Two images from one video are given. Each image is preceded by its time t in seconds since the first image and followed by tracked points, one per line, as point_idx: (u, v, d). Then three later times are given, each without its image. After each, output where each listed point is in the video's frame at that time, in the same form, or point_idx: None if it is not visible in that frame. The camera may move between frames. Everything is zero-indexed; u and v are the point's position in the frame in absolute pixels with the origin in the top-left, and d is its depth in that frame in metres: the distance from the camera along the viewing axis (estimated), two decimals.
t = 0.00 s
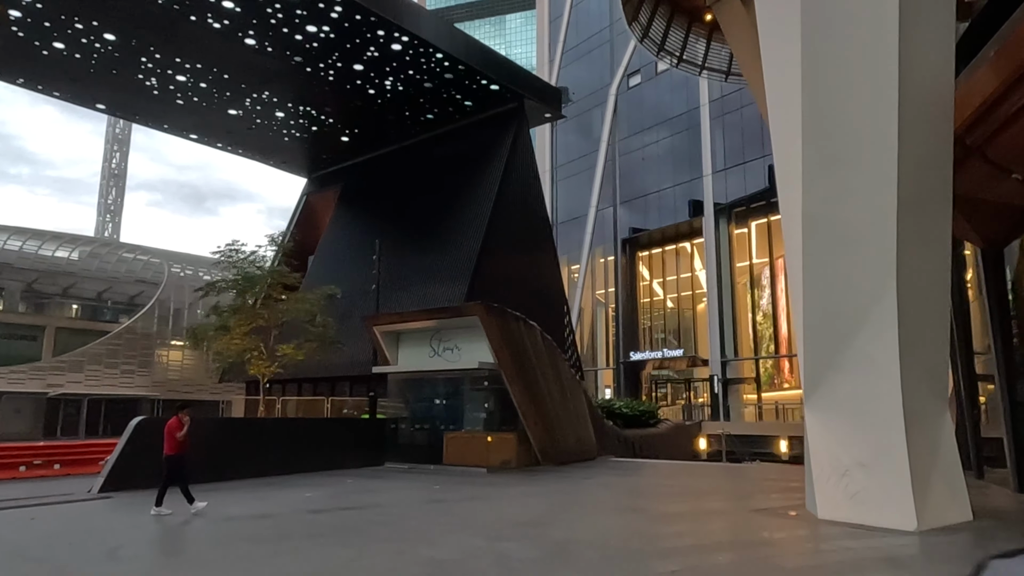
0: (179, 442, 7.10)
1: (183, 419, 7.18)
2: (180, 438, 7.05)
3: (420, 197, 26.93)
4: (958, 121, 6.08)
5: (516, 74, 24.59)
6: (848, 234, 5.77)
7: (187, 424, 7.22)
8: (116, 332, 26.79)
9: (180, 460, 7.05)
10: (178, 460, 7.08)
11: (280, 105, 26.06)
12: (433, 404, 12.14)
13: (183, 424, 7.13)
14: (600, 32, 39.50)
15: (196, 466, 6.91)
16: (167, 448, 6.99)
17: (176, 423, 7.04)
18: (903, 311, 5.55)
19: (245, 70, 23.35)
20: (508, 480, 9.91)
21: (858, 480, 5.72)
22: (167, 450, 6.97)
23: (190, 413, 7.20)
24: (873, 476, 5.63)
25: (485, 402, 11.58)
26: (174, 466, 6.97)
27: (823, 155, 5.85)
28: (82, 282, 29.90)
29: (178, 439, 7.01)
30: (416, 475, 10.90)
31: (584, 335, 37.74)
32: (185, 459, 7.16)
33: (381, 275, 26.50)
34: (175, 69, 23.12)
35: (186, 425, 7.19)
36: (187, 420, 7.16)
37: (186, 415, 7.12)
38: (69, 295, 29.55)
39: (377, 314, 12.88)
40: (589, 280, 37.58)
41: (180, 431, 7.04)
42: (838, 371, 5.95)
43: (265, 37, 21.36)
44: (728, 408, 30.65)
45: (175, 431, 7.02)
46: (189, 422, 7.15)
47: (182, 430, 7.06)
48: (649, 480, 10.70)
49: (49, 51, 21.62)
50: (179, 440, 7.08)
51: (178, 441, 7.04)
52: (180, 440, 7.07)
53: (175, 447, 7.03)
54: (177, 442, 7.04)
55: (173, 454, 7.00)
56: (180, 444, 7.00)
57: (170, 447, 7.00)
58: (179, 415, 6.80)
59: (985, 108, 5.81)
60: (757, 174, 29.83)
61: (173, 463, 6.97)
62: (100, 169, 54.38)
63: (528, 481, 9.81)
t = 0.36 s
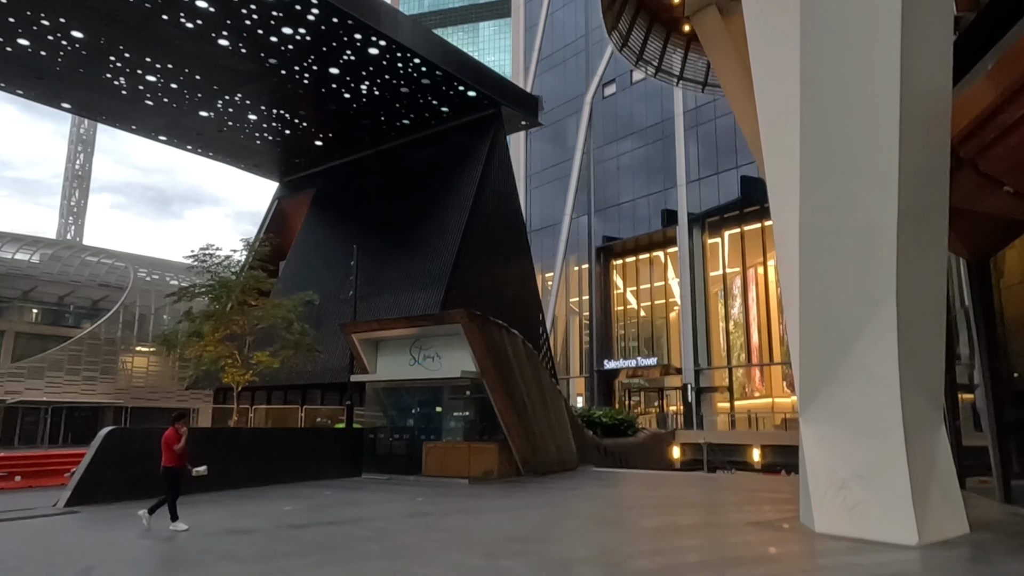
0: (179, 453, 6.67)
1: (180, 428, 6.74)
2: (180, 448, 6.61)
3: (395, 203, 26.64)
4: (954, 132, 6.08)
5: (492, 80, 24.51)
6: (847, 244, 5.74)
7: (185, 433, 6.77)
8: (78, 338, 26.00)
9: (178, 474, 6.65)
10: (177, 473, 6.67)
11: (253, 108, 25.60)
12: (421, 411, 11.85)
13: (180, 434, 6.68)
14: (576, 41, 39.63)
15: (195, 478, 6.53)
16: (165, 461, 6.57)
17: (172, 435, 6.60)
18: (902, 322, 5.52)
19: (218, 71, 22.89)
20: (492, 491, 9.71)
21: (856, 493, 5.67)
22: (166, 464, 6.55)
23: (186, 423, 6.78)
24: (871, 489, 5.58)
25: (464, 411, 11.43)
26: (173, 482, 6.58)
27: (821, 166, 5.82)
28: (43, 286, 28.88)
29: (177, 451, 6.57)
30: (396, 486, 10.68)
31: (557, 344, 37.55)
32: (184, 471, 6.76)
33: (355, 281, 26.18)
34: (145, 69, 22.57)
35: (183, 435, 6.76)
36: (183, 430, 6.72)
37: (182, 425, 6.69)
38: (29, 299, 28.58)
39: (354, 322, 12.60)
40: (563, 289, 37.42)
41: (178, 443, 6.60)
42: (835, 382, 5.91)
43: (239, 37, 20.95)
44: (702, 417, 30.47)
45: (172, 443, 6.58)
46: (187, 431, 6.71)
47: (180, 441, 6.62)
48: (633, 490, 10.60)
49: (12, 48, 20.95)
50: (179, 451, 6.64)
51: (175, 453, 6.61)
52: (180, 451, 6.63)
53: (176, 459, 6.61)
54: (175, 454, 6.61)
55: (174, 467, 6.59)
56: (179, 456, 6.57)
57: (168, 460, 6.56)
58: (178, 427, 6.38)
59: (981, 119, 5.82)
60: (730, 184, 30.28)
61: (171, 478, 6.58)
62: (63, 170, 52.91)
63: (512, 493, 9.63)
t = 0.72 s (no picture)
0: (175, 464, 6.37)
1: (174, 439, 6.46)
2: (173, 457, 6.31)
3: (369, 209, 26.34)
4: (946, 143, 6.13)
5: (469, 87, 24.41)
6: (843, 254, 5.74)
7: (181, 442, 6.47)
8: (37, 343, 25.33)
9: (173, 484, 6.33)
10: (171, 484, 6.35)
11: (224, 110, 25.12)
12: (398, 421, 11.61)
13: (174, 443, 6.39)
14: (550, 51, 39.76)
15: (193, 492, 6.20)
16: (156, 472, 6.27)
17: (165, 443, 6.33)
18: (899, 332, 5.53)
19: (189, 72, 22.41)
20: (474, 502, 9.54)
21: (852, 503, 5.66)
22: (159, 475, 6.26)
23: (180, 433, 6.48)
24: (868, 499, 5.58)
25: (443, 419, 11.23)
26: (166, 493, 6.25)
27: (817, 174, 5.80)
28: None
29: (170, 460, 6.28)
30: (374, 497, 10.44)
31: (529, 353, 37.65)
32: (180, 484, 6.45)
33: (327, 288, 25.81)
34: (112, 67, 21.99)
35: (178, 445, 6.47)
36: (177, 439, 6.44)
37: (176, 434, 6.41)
38: None
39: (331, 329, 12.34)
40: (536, 297, 37.61)
41: (169, 452, 6.30)
42: (828, 391, 5.92)
43: (211, 38, 20.55)
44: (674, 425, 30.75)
45: (163, 452, 6.29)
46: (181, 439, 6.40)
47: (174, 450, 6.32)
48: (614, 501, 10.52)
49: None
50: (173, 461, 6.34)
51: (167, 463, 6.32)
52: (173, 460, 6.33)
53: (171, 470, 6.31)
54: (167, 464, 6.32)
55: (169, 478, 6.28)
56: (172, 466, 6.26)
57: (160, 471, 6.28)
58: (169, 435, 6.07)
59: (974, 131, 5.88)
60: (703, 195, 30.71)
61: (165, 489, 6.25)
62: (21, 171, 51.33)
63: (495, 504, 9.47)
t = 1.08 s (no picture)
0: (171, 475, 5.96)
1: (173, 451, 6.08)
2: (165, 468, 5.91)
3: (342, 213, 26.00)
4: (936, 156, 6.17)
5: (445, 93, 24.27)
6: (838, 263, 5.73)
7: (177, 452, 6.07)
8: None
9: (168, 499, 5.92)
10: (167, 498, 5.92)
11: (193, 110, 24.56)
12: (376, 429, 11.38)
13: (168, 453, 5.99)
14: (525, 57, 39.71)
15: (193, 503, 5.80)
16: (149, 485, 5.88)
17: (159, 454, 5.97)
18: (892, 342, 5.53)
19: (157, 69, 21.87)
20: (456, 513, 9.37)
21: (846, 514, 5.64)
22: (152, 488, 5.86)
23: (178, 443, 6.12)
24: (861, 510, 5.56)
25: (424, 426, 10.99)
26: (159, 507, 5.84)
27: (811, 183, 5.79)
28: None
29: (161, 471, 5.87)
30: (352, 507, 10.18)
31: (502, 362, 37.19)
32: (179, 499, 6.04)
33: (298, 293, 25.42)
34: (76, 63, 21.35)
35: (176, 457, 6.07)
36: (174, 450, 6.04)
37: (173, 444, 6.04)
38: None
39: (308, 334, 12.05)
40: (509, 304, 37.32)
41: (162, 463, 5.90)
42: (821, 402, 5.90)
43: (182, 35, 20.11)
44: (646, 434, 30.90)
45: (155, 463, 5.91)
46: (176, 448, 6.00)
47: (166, 460, 5.93)
48: (595, 512, 10.41)
49: None
50: (167, 471, 5.94)
51: (163, 476, 5.94)
52: (167, 471, 5.93)
53: (166, 482, 5.90)
54: (161, 475, 5.92)
55: (163, 491, 5.87)
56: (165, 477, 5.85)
57: (157, 484, 5.89)
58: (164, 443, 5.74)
59: (964, 144, 5.93)
60: (676, 205, 30.99)
61: (159, 503, 5.85)
62: None
63: (477, 514, 9.31)
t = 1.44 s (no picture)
0: (173, 480, 5.73)
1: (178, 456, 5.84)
2: (163, 474, 5.68)
3: (319, 215, 25.65)
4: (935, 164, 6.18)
5: (425, 95, 24.08)
6: (840, 270, 5.70)
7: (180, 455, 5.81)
8: None
9: (172, 506, 5.68)
10: (171, 503, 5.70)
11: (166, 108, 24.03)
12: (358, 435, 11.07)
13: (167, 459, 5.75)
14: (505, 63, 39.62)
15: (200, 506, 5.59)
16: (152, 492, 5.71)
17: (159, 461, 5.77)
18: (894, 349, 5.51)
19: (131, 67, 21.38)
20: (442, 522, 9.15)
21: (847, 522, 5.60)
22: (153, 496, 5.68)
23: (180, 449, 5.89)
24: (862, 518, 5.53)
25: (406, 432, 10.75)
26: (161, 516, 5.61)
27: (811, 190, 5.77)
28: None
29: (159, 478, 5.66)
30: (334, 516, 9.93)
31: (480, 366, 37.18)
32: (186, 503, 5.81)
33: (273, 296, 25.02)
34: (46, 59, 20.77)
35: (180, 462, 5.82)
36: (176, 456, 5.78)
37: (173, 451, 5.78)
38: None
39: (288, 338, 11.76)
40: (485, 309, 37.28)
41: (160, 470, 5.68)
42: (822, 408, 5.87)
43: (157, 32, 19.67)
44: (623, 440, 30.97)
45: (154, 471, 5.71)
46: (174, 454, 5.74)
47: (165, 467, 5.70)
48: (581, 520, 10.29)
49: None
50: (168, 477, 5.71)
51: (165, 483, 5.73)
52: (166, 476, 5.70)
53: (167, 489, 5.69)
54: (162, 483, 5.71)
55: (163, 498, 5.66)
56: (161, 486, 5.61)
57: (156, 491, 5.68)
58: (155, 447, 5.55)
59: (963, 151, 5.95)
60: (653, 212, 31.16)
61: (163, 512, 5.61)
62: None
63: (463, 524, 9.12)
